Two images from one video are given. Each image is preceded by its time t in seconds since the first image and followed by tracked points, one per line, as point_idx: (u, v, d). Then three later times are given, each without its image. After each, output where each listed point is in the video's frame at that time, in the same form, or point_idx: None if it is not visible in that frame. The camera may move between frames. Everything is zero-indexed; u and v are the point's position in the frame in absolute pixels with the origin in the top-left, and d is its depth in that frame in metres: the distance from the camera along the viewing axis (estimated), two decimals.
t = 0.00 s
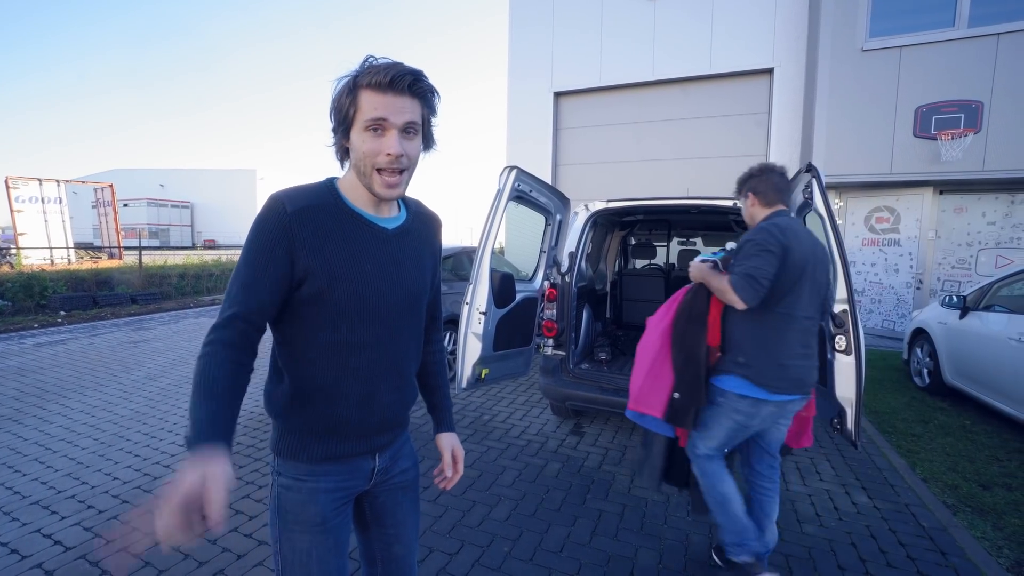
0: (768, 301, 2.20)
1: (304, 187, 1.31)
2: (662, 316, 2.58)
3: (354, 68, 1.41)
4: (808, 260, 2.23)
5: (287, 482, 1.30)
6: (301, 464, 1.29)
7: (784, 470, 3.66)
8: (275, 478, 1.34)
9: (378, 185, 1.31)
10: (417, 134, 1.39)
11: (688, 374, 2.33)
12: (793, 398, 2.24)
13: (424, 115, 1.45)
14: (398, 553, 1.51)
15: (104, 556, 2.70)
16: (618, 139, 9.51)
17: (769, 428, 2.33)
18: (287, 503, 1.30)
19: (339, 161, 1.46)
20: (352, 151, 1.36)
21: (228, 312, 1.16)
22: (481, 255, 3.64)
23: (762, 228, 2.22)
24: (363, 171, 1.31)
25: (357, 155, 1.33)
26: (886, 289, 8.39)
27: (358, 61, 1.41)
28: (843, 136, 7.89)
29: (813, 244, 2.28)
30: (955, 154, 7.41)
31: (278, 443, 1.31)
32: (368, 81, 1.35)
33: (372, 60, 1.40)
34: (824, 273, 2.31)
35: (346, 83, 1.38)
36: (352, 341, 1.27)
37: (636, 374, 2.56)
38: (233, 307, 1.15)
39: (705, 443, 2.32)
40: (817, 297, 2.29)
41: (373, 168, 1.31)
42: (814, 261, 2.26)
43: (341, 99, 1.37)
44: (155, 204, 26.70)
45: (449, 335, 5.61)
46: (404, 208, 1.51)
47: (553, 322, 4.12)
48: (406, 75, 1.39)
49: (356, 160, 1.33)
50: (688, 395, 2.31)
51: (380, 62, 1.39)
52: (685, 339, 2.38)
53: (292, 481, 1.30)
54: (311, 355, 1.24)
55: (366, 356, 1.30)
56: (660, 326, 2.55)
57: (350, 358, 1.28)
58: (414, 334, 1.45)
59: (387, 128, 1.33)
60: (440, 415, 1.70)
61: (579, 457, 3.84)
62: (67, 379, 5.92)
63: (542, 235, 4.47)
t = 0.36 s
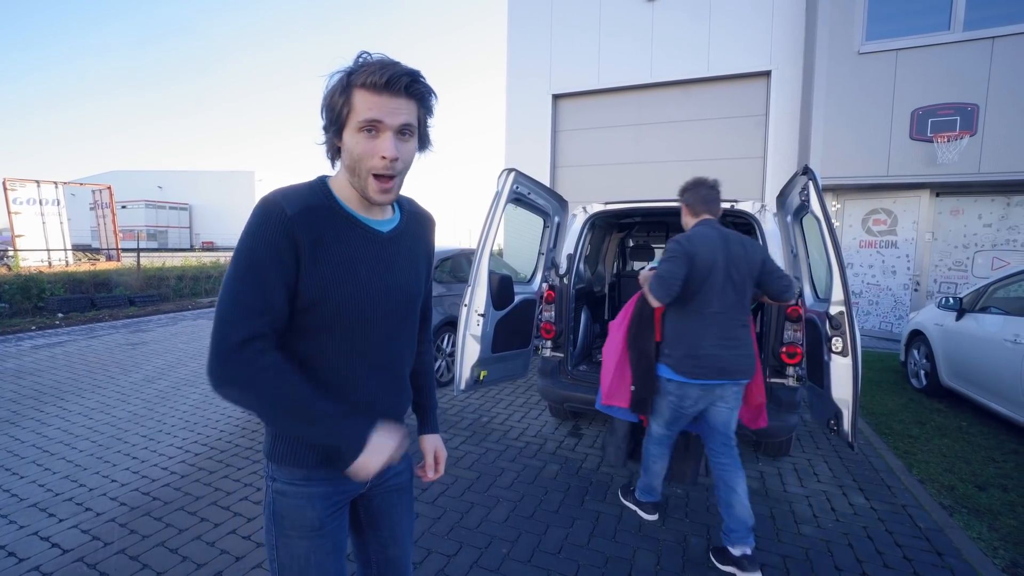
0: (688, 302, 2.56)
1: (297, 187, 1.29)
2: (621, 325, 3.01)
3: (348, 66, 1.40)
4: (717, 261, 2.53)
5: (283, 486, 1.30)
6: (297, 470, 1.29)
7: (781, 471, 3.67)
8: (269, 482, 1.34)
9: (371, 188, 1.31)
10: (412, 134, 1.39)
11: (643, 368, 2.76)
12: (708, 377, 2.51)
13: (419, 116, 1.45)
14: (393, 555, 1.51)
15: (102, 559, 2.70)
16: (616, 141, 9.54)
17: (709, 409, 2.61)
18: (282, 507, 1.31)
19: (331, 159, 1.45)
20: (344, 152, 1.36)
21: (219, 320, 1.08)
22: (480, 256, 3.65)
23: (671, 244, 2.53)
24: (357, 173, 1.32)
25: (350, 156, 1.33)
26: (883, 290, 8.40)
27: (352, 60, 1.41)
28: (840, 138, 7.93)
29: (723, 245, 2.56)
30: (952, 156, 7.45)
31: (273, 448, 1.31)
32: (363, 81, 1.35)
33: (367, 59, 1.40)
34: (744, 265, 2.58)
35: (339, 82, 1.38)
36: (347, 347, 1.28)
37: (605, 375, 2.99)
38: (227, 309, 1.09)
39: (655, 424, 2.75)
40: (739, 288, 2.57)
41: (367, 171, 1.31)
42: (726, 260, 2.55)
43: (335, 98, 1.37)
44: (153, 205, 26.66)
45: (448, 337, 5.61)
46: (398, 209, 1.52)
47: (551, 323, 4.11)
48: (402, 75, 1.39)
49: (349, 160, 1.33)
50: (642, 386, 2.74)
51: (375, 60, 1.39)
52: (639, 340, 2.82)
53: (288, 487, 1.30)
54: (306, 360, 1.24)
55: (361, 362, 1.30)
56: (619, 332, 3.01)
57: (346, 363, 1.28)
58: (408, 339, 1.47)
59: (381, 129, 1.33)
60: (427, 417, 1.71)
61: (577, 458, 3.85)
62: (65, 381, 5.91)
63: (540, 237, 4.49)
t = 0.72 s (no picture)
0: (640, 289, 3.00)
1: (290, 186, 1.28)
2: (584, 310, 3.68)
3: (349, 61, 1.39)
4: (663, 253, 2.96)
5: (278, 487, 1.31)
6: (293, 470, 1.30)
7: (778, 471, 3.69)
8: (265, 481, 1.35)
9: (371, 186, 1.32)
10: (414, 133, 1.40)
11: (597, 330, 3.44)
12: (674, 360, 2.90)
13: (421, 114, 1.45)
14: (387, 554, 1.53)
15: (101, 557, 2.71)
16: (616, 141, 9.54)
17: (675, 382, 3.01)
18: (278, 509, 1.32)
19: (330, 156, 1.44)
20: (344, 149, 1.35)
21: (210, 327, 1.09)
22: (479, 255, 3.65)
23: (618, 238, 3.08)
24: (357, 171, 1.32)
25: (351, 154, 1.32)
26: (881, 291, 8.42)
27: (353, 55, 1.40)
28: (839, 139, 7.94)
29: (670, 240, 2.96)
30: (950, 157, 7.47)
31: (268, 450, 1.32)
32: (365, 77, 1.34)
33: (370, 54, 1.39)
34: (693, 256, 2.94)
35: (341, 78, 1.37)
36: (339, 349, 1.27)
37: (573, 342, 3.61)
38: (215, 314, 1.10)
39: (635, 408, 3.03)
40: (689, 275, 2.93)
41: (369, 169, 1.31)
42: (674, 252, 2.95)
43: (336, 95, 1.36)
44: (152, 205, 26.62)
45: (446, 337, 5.61)
46: (397, 208, 1.52)
47: (551, 323, 4.10)
48: (406, 73, 1.38)
49: (349, 158, 1.33)
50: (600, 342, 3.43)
51: (378, 55, 1.38)
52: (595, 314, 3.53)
53: (284, 487, 1.31)
54: (296, 363, 1.24)
55: (353, 364, 1.30)
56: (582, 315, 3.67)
57: (338, 366, 1.28)
58: (403, 338, 1.47)
59: (384, 127, 1.33)
60: (423, 416, 1.71)
61: (575, 458, 3.86)
62: (63, 380, 5.90)
63: (540, 237, 4.49)
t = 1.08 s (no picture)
0: (636, 277, 3.16)
1: (282, 187, 1.26)
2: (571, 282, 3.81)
3: (382, 51, 1.31)
4: (654, 246, 3.14)
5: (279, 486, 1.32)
6: (295, 472, 1.31)
7: (780, 467, 3.69)
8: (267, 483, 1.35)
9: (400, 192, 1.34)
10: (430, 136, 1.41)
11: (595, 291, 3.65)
12: (649, 346, 3.08)
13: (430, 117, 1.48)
14: (387, 550, 1.54)
15: (105, 553, 2.72)
16: (617, 138, 9.53)
17: (659, 372, 3.18)
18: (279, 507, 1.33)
19: (325, 136, 1.28)
20: (376, 143, 1.27)
21: (206, 336, 1.10)
22: (479, 254, 3.65)
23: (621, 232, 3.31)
24: (390, 170, 1.30)
25: (388, 151, 1.28)
26: (884, 287, 8.40)
27: (384, 44, 1.32)
28: (841, 135, 7.92)
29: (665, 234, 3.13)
30: (952, 153, 7.47)
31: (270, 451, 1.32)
32: (407, 76, 1.30)
33: (401, 51, 1.34)
34: (684, 251, 3.08)
35: (376, 73, 1.26)
36: (336, 350, 1.27)
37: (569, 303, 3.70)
38: (210, 323, 1.10)
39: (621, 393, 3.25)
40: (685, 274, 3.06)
41: (403, 171, 1.32)
42: (665, 245, 3.12)
43: (375, 83, 1.25)
44: (154, 203, 26.68)
45: (448, 334, 5.62)
46: (387, 203, 1.50)
47: (551, 321, 4.12)
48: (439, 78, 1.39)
49: (384, 156, 1.28)
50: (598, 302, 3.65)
51: (410, 55, 1.35)
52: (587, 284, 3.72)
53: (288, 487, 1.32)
54: (294, 365, 1.24)
55: (351, 364, 1.30)
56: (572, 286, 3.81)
57: (336, 367, 1.28)
58: (401, 335, 1.47)
59: (421, 132, 1.34)
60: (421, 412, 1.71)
61: (577, 455, 3.86)
62: (67, 378, 5.93)
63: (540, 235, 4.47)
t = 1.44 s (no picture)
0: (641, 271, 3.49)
1: (280, 190, 1.26)
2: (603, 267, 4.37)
3: (392, 58, 1.32)
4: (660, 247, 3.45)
5: (279, 488, 1.33)
6: (295, 473, 1.32)
7: (781, 468, 3.69)
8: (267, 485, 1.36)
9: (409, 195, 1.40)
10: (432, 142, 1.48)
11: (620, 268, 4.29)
12: (636, 333, 3.39)
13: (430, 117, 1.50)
14: (387, 551, 1.54)
15: (107, 556, 2.73)
16: (617, 139, 9.54)
17: (649, 365, 3.41)
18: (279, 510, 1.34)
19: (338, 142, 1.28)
20: (390, 151, 1.30)
21: (202, 343, 1.10)
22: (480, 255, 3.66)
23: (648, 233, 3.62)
24: (402, 176, 1.34)
25: (402, 159, 1.32)
26: (884, 287, 8.39)
27: (394, 51, 1.33)
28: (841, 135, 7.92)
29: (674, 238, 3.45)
30: (953, 153, 7.47)
31: (269, 453, 1.33)
32: (419, 85, 1.33)
33: (409, 57, 1.36)
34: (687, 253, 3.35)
35: (394, 79, 1.27)
36: (334, 353, 1.27)
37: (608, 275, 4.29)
38: (206, 329, 1.10)
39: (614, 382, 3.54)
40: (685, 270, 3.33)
41: (413, 176, 1.37)
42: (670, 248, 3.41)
43: (391, 92, 1.27)
44: (155, 205, 26.73)
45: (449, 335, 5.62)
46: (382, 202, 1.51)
47: (552, 322, 4.18)
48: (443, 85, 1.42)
49: (397, 163, 1.32)
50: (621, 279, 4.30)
51: (417, 62, 1.37)
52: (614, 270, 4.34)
53: (287, 489, 1.33)
54: (293, 369, 1.24)
55: (348, 367, 1.31)
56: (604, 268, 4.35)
57: (334, 370, 1.28)
58: (400, 336, 1.47)
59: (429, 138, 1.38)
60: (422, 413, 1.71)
61: (578, 456, 3.87)
62: (69, 381, 5.94)
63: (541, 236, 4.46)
